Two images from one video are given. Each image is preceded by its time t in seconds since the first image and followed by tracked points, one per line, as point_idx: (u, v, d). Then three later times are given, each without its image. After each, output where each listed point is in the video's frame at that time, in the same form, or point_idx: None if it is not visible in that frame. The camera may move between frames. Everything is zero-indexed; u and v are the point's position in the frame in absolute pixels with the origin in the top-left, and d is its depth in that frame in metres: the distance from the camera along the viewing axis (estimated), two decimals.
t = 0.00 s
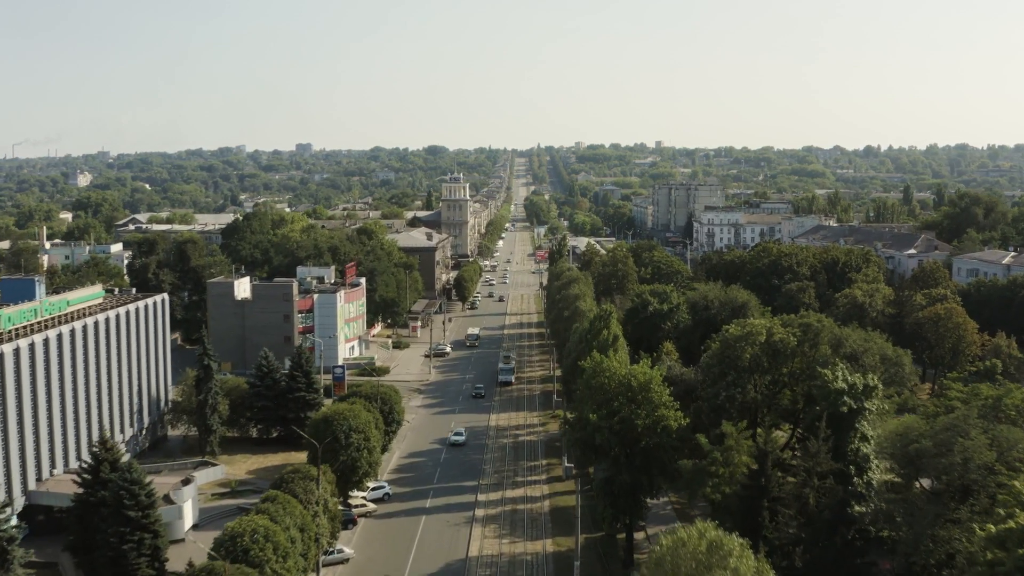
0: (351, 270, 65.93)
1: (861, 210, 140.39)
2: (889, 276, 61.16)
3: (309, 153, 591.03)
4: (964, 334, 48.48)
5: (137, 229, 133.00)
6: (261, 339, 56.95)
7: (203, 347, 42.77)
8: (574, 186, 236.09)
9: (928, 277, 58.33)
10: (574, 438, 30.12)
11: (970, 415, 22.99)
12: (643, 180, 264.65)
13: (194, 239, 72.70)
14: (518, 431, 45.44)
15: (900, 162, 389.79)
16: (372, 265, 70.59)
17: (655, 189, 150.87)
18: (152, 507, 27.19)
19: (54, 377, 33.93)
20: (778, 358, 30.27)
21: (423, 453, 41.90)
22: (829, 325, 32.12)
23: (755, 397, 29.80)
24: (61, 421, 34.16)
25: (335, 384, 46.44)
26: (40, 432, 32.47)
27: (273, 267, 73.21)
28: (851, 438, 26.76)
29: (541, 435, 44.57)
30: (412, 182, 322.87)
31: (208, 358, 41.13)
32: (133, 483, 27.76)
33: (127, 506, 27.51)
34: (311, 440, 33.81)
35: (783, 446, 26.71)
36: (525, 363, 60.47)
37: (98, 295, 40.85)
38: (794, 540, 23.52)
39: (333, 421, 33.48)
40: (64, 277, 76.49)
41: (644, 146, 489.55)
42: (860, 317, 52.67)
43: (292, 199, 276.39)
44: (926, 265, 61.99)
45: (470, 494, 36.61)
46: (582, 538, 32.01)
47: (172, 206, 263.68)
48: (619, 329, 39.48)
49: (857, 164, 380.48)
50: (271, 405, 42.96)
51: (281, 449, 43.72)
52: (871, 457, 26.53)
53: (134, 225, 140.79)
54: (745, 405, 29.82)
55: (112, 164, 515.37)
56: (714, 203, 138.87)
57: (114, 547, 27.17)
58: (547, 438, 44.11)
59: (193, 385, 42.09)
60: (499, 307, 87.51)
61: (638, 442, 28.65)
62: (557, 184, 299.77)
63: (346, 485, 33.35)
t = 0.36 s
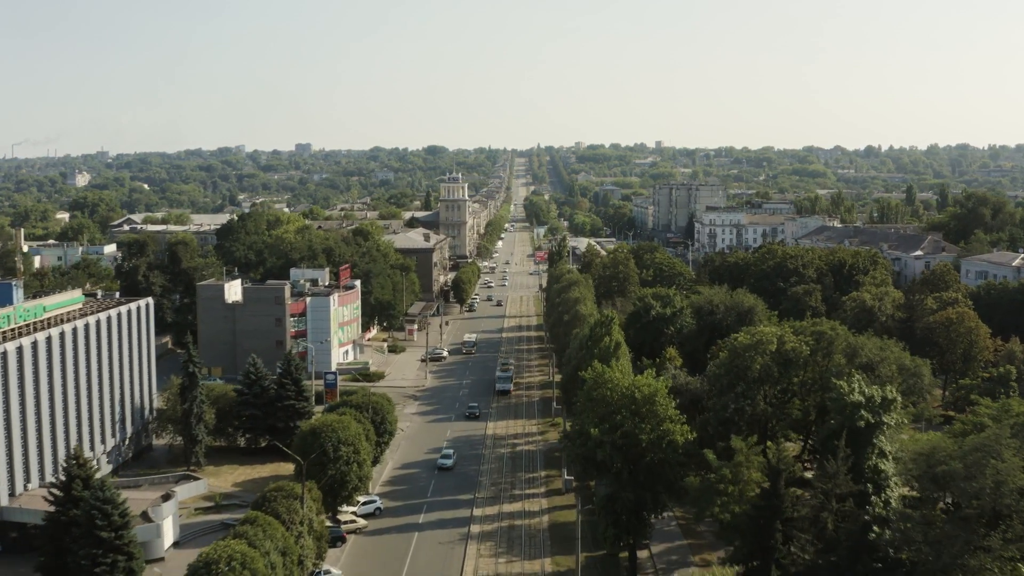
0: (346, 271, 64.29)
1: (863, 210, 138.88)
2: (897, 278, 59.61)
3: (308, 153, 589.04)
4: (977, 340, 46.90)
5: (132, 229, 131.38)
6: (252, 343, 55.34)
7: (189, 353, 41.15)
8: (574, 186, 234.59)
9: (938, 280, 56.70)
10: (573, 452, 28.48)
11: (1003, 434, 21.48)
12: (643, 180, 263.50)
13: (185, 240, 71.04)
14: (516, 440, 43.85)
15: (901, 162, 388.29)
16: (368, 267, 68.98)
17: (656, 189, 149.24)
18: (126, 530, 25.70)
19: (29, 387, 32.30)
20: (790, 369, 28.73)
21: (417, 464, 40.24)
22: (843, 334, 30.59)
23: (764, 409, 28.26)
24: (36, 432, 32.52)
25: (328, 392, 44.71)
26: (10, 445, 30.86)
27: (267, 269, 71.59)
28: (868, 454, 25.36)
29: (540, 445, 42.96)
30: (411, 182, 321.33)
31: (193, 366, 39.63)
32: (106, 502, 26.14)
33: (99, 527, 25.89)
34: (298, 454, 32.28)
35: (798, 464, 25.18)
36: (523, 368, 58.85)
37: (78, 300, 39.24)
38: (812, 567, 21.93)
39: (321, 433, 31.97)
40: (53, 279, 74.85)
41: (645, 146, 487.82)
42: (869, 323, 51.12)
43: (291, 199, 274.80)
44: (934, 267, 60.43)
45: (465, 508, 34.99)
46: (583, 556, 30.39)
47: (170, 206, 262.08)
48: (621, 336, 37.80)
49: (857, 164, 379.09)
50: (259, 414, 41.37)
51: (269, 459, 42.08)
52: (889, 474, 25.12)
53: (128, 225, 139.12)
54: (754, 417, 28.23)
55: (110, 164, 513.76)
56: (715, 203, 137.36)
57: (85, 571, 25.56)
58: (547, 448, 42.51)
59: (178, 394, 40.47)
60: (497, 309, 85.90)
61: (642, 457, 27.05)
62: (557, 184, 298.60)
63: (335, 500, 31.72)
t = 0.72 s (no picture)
0: (340, 274, 62.65)
1: (866, 211, 137.36)
2: (905, 282, 58.02)
3: (307, 153, 587.55)
4: (991, 346, 45.31)
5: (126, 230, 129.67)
6: (241, 348, 53.71)
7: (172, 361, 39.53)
8: (574, 187, 232.98)
9: (949, 283, 55.08)
10: (573, 470, 26.89)
11: None
12: (643, 180, 262.01)
13: (176, 241, 69.35)
14: (514, 450, 42.23)
15: (902, 162, 386.87)
16: (363, 269, 67.34)
17: (656, 189, 147.64)
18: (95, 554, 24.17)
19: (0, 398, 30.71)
20: (802, 381, 27.17)
21: (411, 476, 38.61)
22: (859, 343, 29.01)
23: (775, 423, 26.67)
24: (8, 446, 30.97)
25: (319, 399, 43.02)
26: None
27: (260, 271, 69.93)
28: (888, 472, 23.84)
29: (539, 456, 41.34)
30: (409, 183, 319.65)
31: (177, 375, 37.99)
32: (75, 524, 24.63)
33: (67, 550, 24.39)
34: (284, 468, 30.72)
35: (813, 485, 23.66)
36: (521, 374, 57.24)
37: (53, 307, 37.72)
38: None
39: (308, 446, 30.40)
40: (41, 282, 73.16)
41: (644, 145, 487.07)
42: (878, 328, 49.51)
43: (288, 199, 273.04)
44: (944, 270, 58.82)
45: (460, 524, 33.37)
46: None
47: (167, 207, 260.28)
48: (623, 343, 36.17)
49: (858, 164, 377.71)
50: (246, 424, 39.77)
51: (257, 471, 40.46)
52: (909, 492, 23.64)
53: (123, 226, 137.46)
54: (766, 432, 26.64)
55: (108, 164, 511.87)
56: (716, 203, 135.80)
57: None
58: (545, 459, 40.91)
59: (162, 404, 38.88)
60: (496, 312, 84.26)
61: (646, 475, 25.48)
62: (556, 184, 297.20)
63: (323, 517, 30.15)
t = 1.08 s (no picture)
0: (334, 276, 60.99)
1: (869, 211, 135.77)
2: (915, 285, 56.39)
3: (306, 153, 585.87)
4: (1006, 352, 43.67)
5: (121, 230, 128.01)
6: (231, 353, 52.07)
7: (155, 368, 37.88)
8: (574, 187, 231.38)
9: (961, 286, 53.42)
10: (574, 489, 25.27)
11: None
12: (644, 180, 260.50)
13: (167, 242, 67.67)
14: (511, 461, 40.61)
15: (903, 162, 385.44)
16: (358, 271, 65.68)
17: (657, 189, 146.05)
18: None
19: None
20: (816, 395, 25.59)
21: (404, 489, 37.00)
22: (875, 354, 27.43)
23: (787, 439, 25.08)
24: None
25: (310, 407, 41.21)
26: None
27: (252, 273, 68.28)
28: (911, 494, 22.23)
29: (537, 467, 39.72)
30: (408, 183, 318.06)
31: (159, 384, 36.41)
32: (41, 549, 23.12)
33: None
34: (268, 485, 29.13)
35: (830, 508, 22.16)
36: (519, 380, 55.62)
37: (30, 313, 36.13)
38: None
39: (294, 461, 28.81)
40: (29, 284, 71.47)
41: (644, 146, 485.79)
42: (888, 333, 47.90)
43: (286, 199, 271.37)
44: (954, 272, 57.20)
45: (454, 542, 31.74)
46: None
47: (164, 207, 258.61)
48: (626, 351, 34.54)
49: (858, 164, 376.34)
50: (232, 434, 38.15)
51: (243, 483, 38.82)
52: (933, 514, 22.00)
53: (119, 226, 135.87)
54: (778, 449, 25.04)
55: (107, 164, 510.21)
56: (718, 204, 134.21)
57: None
58: (544, 470, 39.29)
59: (144, 414, 37.24)
60: (494, 315, 82.60)
61: (651, 495, 23.90)
62: (557, 185, 295.62)
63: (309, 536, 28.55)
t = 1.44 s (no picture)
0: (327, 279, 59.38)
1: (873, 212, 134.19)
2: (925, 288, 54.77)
3: (305, 153, 584.35)
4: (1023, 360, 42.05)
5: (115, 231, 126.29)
6: (220, 359, 50.46)
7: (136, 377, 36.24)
8: (574, 187, 229.77)
9: (973, 290, 51.80)
10: (575, 512, 23.69)
11: None
12: (644, 180, 258.89)
13: (156, 244, 65.97)
14: (509, 473, 39.02)
15: (904, 162, 383.96)
16: (352, 274, 64.07)
17: (658, 190, 144.43)
18: None
19: None
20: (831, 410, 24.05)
21: (397, 503, 35.41)
22: (894, 366, 25.86)
23: (802, 457, 23.51)
24: None
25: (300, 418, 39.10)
26: None
27: (245, 276, 66.65)
28: (937, 518, 20.66)
29: (536, 479, 38.15)
30: (407, 183, 316.36)
31: (140, 394, 34.87)
32: None
33: None
34: (251, 503, 27.55)
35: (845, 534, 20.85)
36: (518, 386, 54.01)
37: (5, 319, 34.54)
38: None
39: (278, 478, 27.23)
40: (16, 287, 69.82)
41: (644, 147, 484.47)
42: (898, 338, 46.31)
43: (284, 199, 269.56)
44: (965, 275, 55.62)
45: (448, 561, 30.15)
46: None
47: (162, 207, 256.88)
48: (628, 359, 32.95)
49: (859, 164, 374.84)
50: (218, 446, 36.54)
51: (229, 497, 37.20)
52: (960, 540, 20.40)
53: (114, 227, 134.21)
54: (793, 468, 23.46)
55: (105, 164, 508.29)
56: (719, 204, 132.64)
57: None
58: (543, 483, 37.72)
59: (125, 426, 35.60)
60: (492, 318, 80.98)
61: (656, 519, 22.37)
62: (557, 185, 294.00)
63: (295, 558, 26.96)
